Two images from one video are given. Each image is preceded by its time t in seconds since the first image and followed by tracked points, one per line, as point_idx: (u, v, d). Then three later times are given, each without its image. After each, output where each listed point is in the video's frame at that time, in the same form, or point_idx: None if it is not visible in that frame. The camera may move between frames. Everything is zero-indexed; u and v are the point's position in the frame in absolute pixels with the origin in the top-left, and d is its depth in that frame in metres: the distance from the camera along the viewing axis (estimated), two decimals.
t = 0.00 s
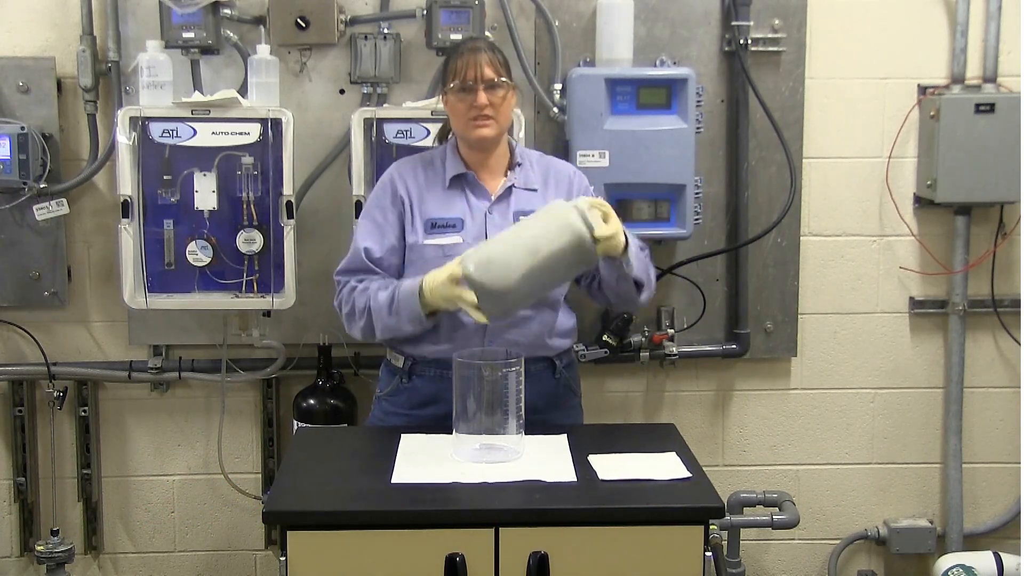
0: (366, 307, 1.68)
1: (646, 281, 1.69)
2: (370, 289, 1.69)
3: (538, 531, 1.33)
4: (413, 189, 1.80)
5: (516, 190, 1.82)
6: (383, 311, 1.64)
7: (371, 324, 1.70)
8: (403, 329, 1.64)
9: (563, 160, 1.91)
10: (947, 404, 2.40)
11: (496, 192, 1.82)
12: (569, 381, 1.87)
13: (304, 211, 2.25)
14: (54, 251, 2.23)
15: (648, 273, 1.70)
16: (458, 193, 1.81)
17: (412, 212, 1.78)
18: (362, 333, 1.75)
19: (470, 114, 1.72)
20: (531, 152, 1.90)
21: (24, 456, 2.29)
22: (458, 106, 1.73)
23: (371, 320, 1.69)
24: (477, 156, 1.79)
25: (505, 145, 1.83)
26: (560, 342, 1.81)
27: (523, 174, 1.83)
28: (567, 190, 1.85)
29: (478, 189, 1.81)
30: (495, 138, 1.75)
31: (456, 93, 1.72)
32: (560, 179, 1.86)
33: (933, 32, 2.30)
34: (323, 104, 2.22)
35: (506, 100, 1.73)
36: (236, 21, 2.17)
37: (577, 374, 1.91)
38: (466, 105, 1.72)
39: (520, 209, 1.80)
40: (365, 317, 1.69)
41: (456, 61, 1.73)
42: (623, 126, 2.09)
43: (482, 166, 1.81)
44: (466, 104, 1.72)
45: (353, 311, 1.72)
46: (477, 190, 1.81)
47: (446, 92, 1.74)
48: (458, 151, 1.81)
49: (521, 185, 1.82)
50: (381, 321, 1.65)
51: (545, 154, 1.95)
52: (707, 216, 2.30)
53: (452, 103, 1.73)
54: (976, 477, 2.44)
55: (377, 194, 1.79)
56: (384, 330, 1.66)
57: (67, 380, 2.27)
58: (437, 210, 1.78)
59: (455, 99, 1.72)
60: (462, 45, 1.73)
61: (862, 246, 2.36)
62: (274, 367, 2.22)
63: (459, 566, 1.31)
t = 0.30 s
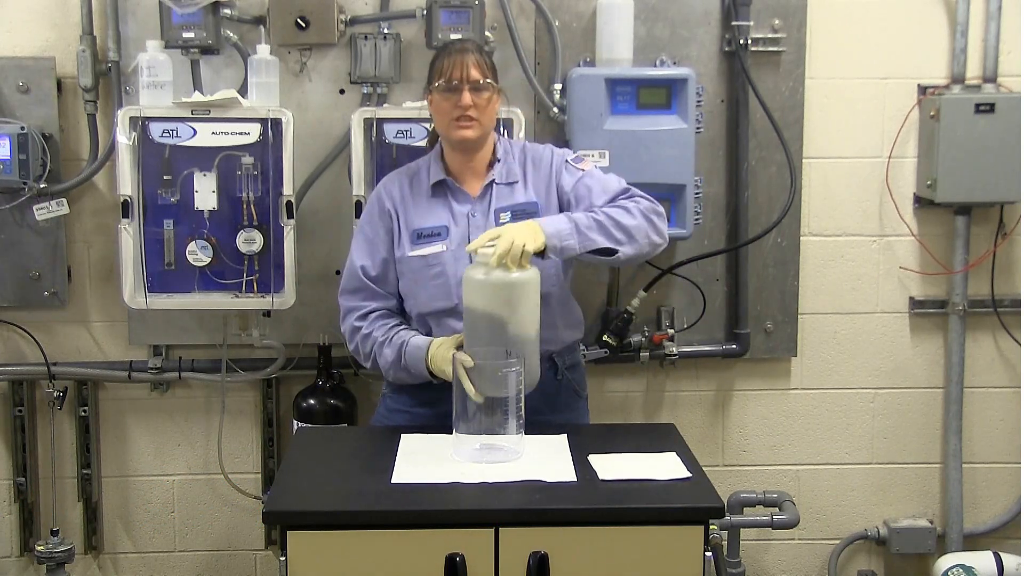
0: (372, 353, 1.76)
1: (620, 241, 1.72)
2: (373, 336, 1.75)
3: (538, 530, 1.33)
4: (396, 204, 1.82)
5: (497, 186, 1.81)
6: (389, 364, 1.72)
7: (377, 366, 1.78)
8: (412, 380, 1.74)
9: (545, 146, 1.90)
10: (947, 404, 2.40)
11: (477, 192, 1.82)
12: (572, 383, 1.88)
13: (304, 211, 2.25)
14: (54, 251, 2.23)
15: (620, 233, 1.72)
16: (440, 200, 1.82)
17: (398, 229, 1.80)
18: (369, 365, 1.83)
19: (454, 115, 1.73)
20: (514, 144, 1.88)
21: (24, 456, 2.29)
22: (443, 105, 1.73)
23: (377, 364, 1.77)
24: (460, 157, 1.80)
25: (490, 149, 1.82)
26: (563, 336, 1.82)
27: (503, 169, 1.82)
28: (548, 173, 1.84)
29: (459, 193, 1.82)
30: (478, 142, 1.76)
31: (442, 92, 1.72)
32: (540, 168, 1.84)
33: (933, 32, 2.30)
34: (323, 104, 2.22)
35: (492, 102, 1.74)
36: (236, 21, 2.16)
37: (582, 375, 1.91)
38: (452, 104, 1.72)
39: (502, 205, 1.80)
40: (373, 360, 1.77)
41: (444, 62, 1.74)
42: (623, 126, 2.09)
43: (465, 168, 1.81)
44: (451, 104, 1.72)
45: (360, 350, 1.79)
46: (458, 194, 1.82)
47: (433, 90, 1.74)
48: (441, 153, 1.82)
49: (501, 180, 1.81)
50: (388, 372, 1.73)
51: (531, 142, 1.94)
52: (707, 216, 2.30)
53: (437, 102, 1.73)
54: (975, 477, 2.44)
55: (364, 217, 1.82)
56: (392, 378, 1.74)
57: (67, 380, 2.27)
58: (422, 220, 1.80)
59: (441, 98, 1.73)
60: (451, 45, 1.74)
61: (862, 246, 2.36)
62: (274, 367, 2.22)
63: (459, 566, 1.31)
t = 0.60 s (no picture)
0: (369, 340, 1.75)
1: (615, 255, 1.69)
2: (371, 320, 1.74)
3: (538, 530, 1.33)
4: (391, 206, 1.82)
5: (489, 189, 1.81)
6: (386, 346, 1.70)
7: (374, 355, 1.76)
8: (410, 364, 1.71)
9: (539, 145, 1.87)
10: (947, 404, 2.40)
11: (470, 196, 1.81)
12: (571, 384, 1.88)
13: (304, 211, 2.25)
14: (55, 251, 2.23)
15: (614, 246, 1.69)
16: (433, 203, 1.81)
17: (392, 230, 1.81)
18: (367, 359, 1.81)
19: (456, 120, 1.73)
20: (509, 143, 1.87)
21: (24, 455, 2.29)
22: (445, 110, 1.73)
23: (374, 352, 1.75)
24: (457, 162, 1.80)
25: (486, 155, 1.82)
26: (555, 339, 1.81)
27: (496, 171, 1.81)
28: (539, 173, 1.82)
29: (452, 197, 1.81)
30: (476, 148, 1.76)
31: (446, 97, 1.72)
32: (532, 168, 1.83)
33: (933, 32, 2.30)
34: (323, 104, 2.22)
35: (493, 113, 1.75)
36: (236, 21, 2.16)
37: (581, 376, 1.91)
38: (454, 111, 1.72)
39: (494, 209, 1.79)
40: (369, 348, 1.76)
41: (448, 64, 1.73)
42: (623, 126, 2.09)
43: (460, 172, 1.81)
44: (454, 110, 1.72)
45: (357, 340, 1.78)
46: (451, 198, 1.81)
47: (436, 93, 1.74)
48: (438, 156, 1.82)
49: (493, 183, 1.80)
50: (385, 355, 1.71)
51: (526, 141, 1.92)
52: (707, 216, 2.30)
53: (440, 107, 1.73)
54: (975, 477, 2.44)
55: (361, 218, 1.83)
56: (389, 364, 1.72)
57: (67, 380, 2.27)
58: (415, 223, 1.80)
59: (444, 102, 1.73)
60: (457, 48, 1.72)
61: (862, 246, 2.36)
62: (274, 367, 2.22)
63: (459, 566, 1.31)
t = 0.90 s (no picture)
0: (374, 320, 1.71)
1: (628, 262, 1.70)
2: (377, 302, 1.71)
3: (538, 530, 1.33)
4: (397, 202, 1.82)
5: (496, 190, 1.80)
6: (394, 323, 1.67)
7: (379, 339, 1.72)
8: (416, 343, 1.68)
9: (545, 146, 1.88)
10: (947, 404, 2.40)
11: (476, 197, 1.81)
12: (571, 385, 1.88)
13: (304, 211, 2.25)
14: (54, 251, 2.23)
15: (625, 254, 1.70)
16: (439, 202, 1.81)
17: (397, 225, 1.80)
18: (369, 346, 1.76)
19: (467, 122, 1.72)
20: (515, 144, 1.87)
21: (24, 455, 2.29)
22: (456, 110, 1.72)
23: (379, 335, 1.71)
24: (464, 163, 1.79)
25: (493, 156, 1.82)
26: (557, 341, 1.80)
27: (503, 172, 1.81)
28: (546, 175, 1.83)
29: (458, 197, 1.81)
30: (486, 150, 1.75)
31: (457, 98, 1.71)
32: (539, 170, 1.83)
33: (933, 33, 2.30)
34: (323, 104, 2.22)
35: (503, 114, 1.74)
36: (236, 21, 2.16)
37: (580, 376, 1.90)
38: (465, 112, 1.71)
39: (501, 209, 1.79)
40: (373, 330, 1.71)
41: (460, 65, 1.71)
42: (623, 126, 2.09)
43: (467, 173, 1.80)
44: (465, 111, 1.71)
45: (360, 327, 1.74)
46: (457, 197, 1.81)
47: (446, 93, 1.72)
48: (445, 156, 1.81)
49: (500, 184, 1.80)
50: (391, 335, 1.68)
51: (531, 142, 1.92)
52: (707, 216, 2.30)
53: (450, 107, 1.72)
54: (975, 477, 2.44)
55: (365, 210, 1.82)
56: (395, 344, 1.68)
57: (67, 380, 2.27)
58: (421, 221, 1.80)
59: (455, 103, 1.71)
60: (470, 48, 1.71)
61: (862, 246, 2.36)
62: (274, 367, 2.22)
63: (459, 566, 1.31)
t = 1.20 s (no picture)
0: (381, 326, 1.71)
1: (622, 276, 1.70)
2: (382, 306, 1.71)
3: (538, 530, 1.33)
4: (396, 199, 1.81)
5: (497, 188, 1.80)
6: (404, 330, 1.67)
7: (387, 342, 1.72)
8: (424, 348, 1.68)
9: (545, 145, 1.88)
10: (947, 404, 2.40)
11: (477, 196, 1.81)
12: (571, 385, 1.88)
13: (304, 211, 2.25)
14: (54, 251, 2.23)
15: (620, 268, 1.70)
16: (439, 200, 1.81)
17: (398, 223, 1.79)
18: (375, 348, 1.76)
19: (471, 124, 1.71)
20: (514, 143, 1.87)
21: (24, 455, 2.29)
22: (460, 111, 1.71)
23: (387, 339, 1.71)
24: (465, 164, 1.78)
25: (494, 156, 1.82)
26: (559, 341, 1.80)
27: (503, 171, 1.81)
28: (547, 175, 1.83)
29: (459, 194, 1.81)
30: (489, 153, 1.75)
31: (462, 99, 1.70)
32: (540, 169, 1.83)
33: (933, 33, 2.30)
34: (323, 104, 2.22)
35: (507, 116, 1.74)
36: (236, 21, 2.16)
37: (579, 375, 1.91)
38: (470, 114, 1.71)
39: (502, 207, 1.79)
40: (380, 335, 1.72)
41: (466, 66, 1.71)
42: (623, 126, 2.09)
43: (468, 174, 1.80)
44: (469, 112, 1.71)
45: (366, 330, 1.74)
46: (458, 195, 1.81)
47: (451, 94, 1.72)
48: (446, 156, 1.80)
49: (501, 182, 1.80)
50: (400, 342, 1.68)
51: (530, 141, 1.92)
52: (707, 216, 2.30)
53: (454, 108, 1.71)
54: (975, 477, 2.44)
55: (365, 209, 1.80)
56: (405, 350, 1.69)
57: (67, 380, 2.27)
58: (422, 219, 1.79)
59: (460, 104, 1.71)
60: (476, 50, 1.71)
61: (862, 246, 2.36)
62: (274, 367, 2.22)
63: (459, 566, 1.31)
